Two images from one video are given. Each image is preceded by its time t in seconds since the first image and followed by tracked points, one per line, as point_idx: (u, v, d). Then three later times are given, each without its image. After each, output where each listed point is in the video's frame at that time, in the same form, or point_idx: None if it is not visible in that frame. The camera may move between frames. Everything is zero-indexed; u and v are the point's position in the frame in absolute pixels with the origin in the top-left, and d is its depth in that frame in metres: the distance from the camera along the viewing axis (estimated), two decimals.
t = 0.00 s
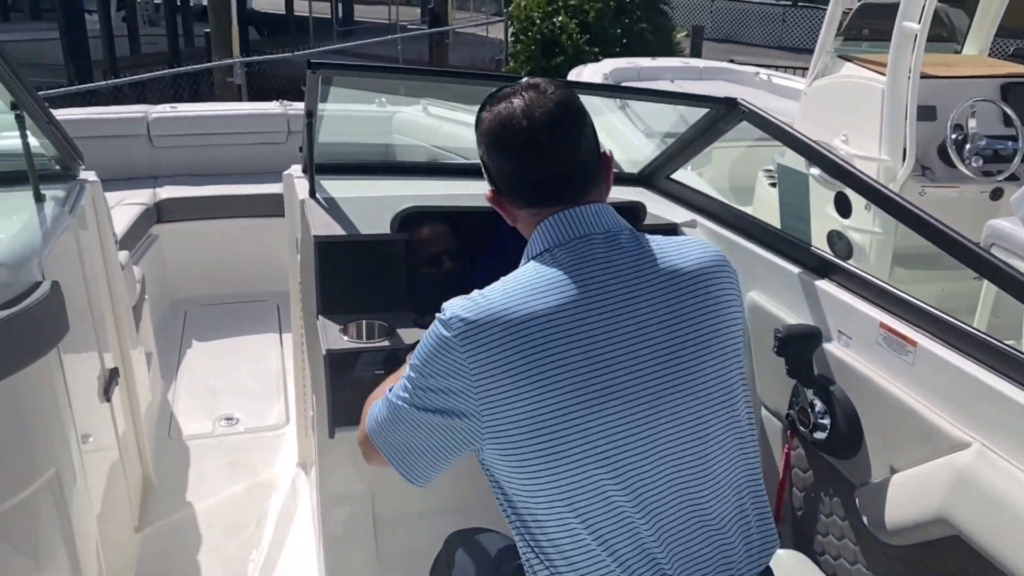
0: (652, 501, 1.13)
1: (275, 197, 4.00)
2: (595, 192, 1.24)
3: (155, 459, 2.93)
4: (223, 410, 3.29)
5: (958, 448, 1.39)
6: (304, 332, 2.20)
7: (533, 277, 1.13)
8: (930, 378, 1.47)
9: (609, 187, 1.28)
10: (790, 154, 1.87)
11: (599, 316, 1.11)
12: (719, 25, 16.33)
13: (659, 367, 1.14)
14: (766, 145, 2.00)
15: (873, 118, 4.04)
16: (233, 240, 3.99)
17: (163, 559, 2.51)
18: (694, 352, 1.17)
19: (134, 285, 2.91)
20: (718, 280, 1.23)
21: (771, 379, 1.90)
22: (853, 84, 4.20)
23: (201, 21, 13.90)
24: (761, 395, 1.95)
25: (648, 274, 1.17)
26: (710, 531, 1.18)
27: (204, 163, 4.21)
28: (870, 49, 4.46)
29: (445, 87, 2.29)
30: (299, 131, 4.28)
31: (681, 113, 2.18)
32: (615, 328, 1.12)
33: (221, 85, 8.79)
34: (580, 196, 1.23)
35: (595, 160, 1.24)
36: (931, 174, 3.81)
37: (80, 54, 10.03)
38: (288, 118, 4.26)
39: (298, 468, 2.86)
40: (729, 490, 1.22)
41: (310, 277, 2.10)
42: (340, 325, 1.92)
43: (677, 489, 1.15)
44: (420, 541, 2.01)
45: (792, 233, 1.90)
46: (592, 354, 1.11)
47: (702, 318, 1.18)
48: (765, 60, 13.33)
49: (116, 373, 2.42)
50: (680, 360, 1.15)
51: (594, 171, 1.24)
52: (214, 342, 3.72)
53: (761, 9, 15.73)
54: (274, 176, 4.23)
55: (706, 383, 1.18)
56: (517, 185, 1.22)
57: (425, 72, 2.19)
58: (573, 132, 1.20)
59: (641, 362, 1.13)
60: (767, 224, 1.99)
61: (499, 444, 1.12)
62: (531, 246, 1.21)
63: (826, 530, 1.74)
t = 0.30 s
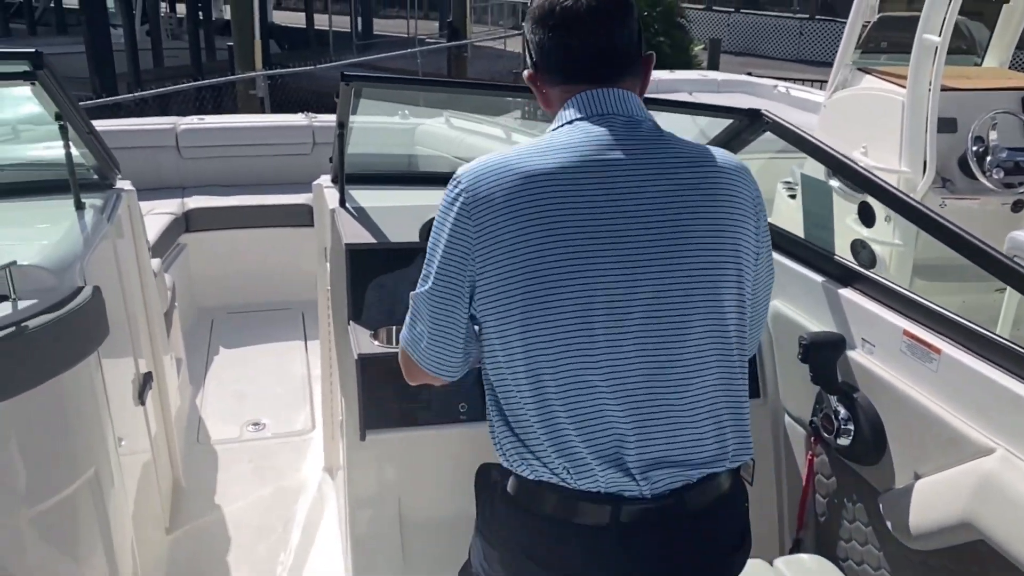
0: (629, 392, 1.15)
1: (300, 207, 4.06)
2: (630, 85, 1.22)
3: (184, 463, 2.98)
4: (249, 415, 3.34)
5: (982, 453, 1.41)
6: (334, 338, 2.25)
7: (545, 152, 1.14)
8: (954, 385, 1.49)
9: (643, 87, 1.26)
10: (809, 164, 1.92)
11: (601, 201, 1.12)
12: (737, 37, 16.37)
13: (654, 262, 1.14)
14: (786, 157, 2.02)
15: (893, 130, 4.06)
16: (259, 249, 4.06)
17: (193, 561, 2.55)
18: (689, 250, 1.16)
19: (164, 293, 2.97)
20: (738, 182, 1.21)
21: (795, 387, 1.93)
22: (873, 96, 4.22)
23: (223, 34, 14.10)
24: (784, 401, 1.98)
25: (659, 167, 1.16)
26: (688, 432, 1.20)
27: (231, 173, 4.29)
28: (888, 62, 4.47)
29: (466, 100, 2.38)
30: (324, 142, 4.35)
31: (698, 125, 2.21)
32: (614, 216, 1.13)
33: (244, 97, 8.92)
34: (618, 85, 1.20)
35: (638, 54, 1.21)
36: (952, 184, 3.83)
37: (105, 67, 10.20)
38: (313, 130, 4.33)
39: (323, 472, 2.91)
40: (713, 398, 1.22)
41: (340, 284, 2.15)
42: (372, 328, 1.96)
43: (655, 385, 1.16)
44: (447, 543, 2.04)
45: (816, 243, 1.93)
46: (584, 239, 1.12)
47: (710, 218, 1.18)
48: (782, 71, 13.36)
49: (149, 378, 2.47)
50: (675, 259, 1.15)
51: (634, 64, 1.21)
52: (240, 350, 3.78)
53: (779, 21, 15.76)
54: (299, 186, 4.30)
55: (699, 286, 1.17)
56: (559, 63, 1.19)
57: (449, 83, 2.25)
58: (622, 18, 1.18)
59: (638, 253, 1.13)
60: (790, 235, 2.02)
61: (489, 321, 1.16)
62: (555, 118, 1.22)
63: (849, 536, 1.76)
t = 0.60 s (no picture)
0: (567, 323, 1.32)
1: (317, 229, 4.11)
2: (677, 30, 1.34)
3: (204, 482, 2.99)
4: (268, 435, 3.36)
5: (1012, 468, 1.43)
6: (360, 357, 2.27)
7: (552, 92, 1.32)
8: (983, 400, 1.51)
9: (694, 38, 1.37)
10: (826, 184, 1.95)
11: (572, 147, 1.28)
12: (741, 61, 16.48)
13: (611, 213, 1.27)
14: (810, 175, 2.04)
15: (905, 151, 4.09)
16: (276, 271, 4.10)
17: None
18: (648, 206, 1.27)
19: (186, 314, 3.00)
20: (734, 154, 1.27)
21: (820, 404, 1.95)
22: (884, 117, 4.26)
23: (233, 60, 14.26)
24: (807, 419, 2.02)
25: (655, 121, 1.27)
26: (618, 372, 1.33)
27: (249, 196, 4.34)
28: (894, 83, 4.55)
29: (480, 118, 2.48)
30: (341, 166, 4.40)
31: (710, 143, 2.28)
32: (587, 160, 1.28)
33: (255, 121, 8.99)
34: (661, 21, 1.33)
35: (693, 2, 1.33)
36: (964, 205, 3.84)
37: (117, 92, 10.30)
38: (330, 154, 4.39)
39: (343, 490, 2.92)
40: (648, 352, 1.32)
41: (367, 303, 2.17)
42: (400, 350, 1.99)
43: (591, 322, 1.31)
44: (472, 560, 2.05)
45: (842, 263, 1.94)
46: (555, 175, 1.29)
47: (689, 177, 1.27)
48: (786, 94, 13.44)
49: (174, 398, 2.49)
50: (633, 210, 1.27)
51: (686, 12, 1.34)
52: (257, 370, 3.81)
53: (783, 44, 15.87)
54: (315, 209, 4.34)
55: (651, 241, 1.28)
56: None
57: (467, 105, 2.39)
58: None
59: (606, 194, 1.27)
60: (817, 254, 2.03)
61: (478, 233, 1.38)
62: (601, 52, 1.37)
63: (874, 551, 1.77)
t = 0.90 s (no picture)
0: (472, 313, 1.46)
1: (336, 257, 4.17)
2: (618, 54, 1.43)
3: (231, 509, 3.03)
4: (293, 461, 3.40)
5: None
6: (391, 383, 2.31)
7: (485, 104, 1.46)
8: (1008, 419, 1.55)
9: (639, 56, 1.43)
10: (857, 215, 1.95)
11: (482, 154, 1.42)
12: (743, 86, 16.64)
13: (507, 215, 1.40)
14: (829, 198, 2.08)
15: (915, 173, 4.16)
16: (296, 299, 4.15)
17: None
18: (532, 212, 1.37)
19: (212, 342, 3.05)
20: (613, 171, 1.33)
21: (843, 423, 1.99)
22: (893, 141, 4.33)
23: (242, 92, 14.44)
24: (831, 439, 2.04)
25: (555, 135, 1.37)
26: (508, 364, 1.45)
27: (268, 226, 4.40)
28: (894, 107, 4.57)
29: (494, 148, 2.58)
30: (358, 195, 4.48)
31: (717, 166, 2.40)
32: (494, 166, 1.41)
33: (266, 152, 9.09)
34: (596, 38, 1.43)
35: (632, 20, 1.40)
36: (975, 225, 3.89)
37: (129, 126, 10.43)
38: (348, 184, 4.47)
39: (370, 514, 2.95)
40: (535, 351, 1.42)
41: (398, 330, 2.22)
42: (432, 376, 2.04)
43: (489, 315, 1.44)
44: None
45: (864, 285, 1.97)
46: (468, 179, 1.43)
47: (576, 188, 1.34)
48: (787, 119, 13.56)
49: (206, 426, 2.53)
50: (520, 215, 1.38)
51: (632, 41, 1.42)
52: (280, 397, 3.85)
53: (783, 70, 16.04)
54: (333, 238, 4.41)
55: (533, 245, 1.37)
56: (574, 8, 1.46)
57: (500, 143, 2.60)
58: None
59: (503, 199, 1.40)
60: (835, 275, 2.05)
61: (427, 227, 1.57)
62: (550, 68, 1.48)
63: (903, 569, 1.81)
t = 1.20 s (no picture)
0: (423, 295, 1.57)
1: (349, 276, 4.22)
2: (570, 55, 1.44)
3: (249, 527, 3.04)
4: (307, 479, 3.42)
5: None
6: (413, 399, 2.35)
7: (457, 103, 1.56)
8: None
9: (591, 53, 1.44)
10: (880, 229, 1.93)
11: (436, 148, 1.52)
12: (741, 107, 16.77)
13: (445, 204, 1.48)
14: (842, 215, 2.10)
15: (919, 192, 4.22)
16: (309, 318, 4.19)
17: None
18: (457, 206, 1.44)
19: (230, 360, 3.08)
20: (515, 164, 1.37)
21: (860, 436, 2.01)
22: (897, 160, 4.40)
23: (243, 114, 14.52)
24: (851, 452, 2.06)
25: (489, 131, 1.43)
26: (446, 345, 1.53)
27: (280, 246, 4.45)
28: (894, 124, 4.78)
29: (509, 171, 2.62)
30: (369, 215, 4.53)
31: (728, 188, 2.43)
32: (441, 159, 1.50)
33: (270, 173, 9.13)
34: (546, 39, 1.46)
35: (579, 18, 1.42)
36: (979, 243, 3.95)
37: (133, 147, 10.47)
38: (359, 204, 4.53)
39: (386, 530, 2.97)
40: (469, 337, 1.49)
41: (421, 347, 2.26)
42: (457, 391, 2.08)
43: (435, 298, 1.54)
44: None
45: (882, 301, 2.00)
46: (424, 170, 1.53)
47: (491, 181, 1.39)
48: (787, 137, 13.64)
49: (227, 443, 2.56)
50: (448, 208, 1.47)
51: (584, 41, 1.43)
52: (293, 416, 3.88)
53: (782, 88, 16.16)
54: (344, 257, 4.46)
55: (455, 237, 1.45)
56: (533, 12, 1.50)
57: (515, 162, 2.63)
58: None
59: (443, 188, 1.48)
60: (854, 292, 2.10)
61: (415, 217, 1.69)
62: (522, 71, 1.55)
63: None
